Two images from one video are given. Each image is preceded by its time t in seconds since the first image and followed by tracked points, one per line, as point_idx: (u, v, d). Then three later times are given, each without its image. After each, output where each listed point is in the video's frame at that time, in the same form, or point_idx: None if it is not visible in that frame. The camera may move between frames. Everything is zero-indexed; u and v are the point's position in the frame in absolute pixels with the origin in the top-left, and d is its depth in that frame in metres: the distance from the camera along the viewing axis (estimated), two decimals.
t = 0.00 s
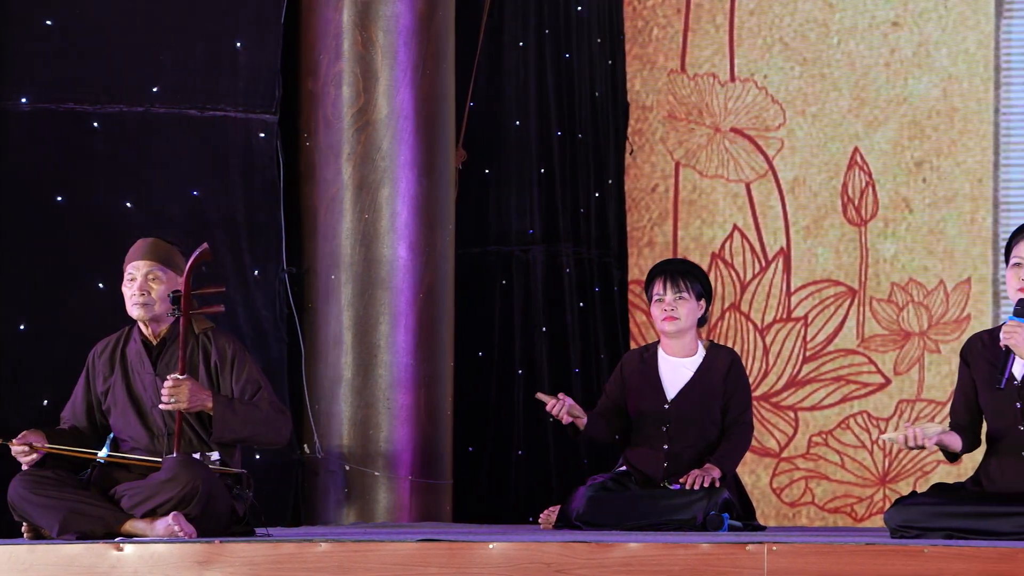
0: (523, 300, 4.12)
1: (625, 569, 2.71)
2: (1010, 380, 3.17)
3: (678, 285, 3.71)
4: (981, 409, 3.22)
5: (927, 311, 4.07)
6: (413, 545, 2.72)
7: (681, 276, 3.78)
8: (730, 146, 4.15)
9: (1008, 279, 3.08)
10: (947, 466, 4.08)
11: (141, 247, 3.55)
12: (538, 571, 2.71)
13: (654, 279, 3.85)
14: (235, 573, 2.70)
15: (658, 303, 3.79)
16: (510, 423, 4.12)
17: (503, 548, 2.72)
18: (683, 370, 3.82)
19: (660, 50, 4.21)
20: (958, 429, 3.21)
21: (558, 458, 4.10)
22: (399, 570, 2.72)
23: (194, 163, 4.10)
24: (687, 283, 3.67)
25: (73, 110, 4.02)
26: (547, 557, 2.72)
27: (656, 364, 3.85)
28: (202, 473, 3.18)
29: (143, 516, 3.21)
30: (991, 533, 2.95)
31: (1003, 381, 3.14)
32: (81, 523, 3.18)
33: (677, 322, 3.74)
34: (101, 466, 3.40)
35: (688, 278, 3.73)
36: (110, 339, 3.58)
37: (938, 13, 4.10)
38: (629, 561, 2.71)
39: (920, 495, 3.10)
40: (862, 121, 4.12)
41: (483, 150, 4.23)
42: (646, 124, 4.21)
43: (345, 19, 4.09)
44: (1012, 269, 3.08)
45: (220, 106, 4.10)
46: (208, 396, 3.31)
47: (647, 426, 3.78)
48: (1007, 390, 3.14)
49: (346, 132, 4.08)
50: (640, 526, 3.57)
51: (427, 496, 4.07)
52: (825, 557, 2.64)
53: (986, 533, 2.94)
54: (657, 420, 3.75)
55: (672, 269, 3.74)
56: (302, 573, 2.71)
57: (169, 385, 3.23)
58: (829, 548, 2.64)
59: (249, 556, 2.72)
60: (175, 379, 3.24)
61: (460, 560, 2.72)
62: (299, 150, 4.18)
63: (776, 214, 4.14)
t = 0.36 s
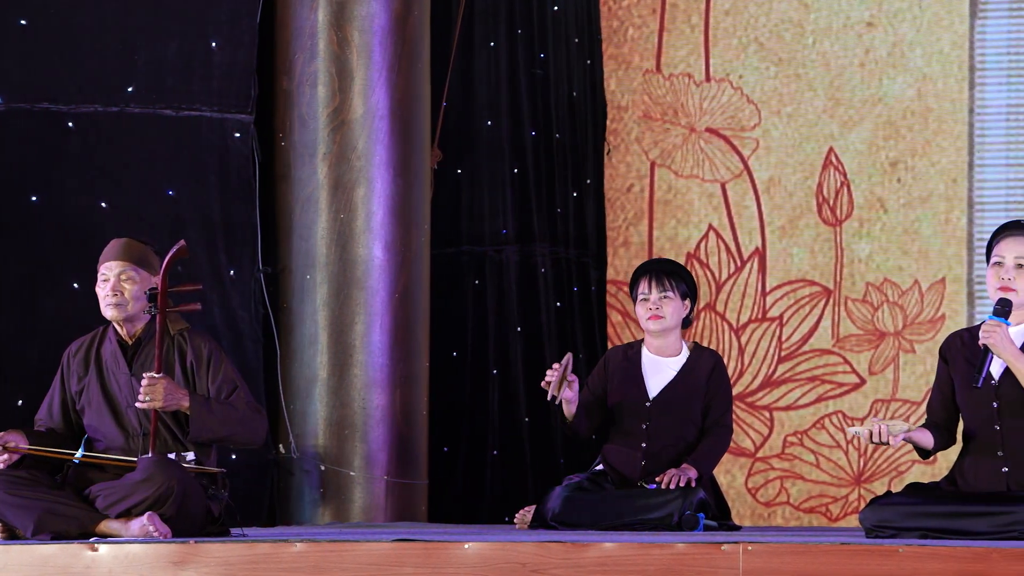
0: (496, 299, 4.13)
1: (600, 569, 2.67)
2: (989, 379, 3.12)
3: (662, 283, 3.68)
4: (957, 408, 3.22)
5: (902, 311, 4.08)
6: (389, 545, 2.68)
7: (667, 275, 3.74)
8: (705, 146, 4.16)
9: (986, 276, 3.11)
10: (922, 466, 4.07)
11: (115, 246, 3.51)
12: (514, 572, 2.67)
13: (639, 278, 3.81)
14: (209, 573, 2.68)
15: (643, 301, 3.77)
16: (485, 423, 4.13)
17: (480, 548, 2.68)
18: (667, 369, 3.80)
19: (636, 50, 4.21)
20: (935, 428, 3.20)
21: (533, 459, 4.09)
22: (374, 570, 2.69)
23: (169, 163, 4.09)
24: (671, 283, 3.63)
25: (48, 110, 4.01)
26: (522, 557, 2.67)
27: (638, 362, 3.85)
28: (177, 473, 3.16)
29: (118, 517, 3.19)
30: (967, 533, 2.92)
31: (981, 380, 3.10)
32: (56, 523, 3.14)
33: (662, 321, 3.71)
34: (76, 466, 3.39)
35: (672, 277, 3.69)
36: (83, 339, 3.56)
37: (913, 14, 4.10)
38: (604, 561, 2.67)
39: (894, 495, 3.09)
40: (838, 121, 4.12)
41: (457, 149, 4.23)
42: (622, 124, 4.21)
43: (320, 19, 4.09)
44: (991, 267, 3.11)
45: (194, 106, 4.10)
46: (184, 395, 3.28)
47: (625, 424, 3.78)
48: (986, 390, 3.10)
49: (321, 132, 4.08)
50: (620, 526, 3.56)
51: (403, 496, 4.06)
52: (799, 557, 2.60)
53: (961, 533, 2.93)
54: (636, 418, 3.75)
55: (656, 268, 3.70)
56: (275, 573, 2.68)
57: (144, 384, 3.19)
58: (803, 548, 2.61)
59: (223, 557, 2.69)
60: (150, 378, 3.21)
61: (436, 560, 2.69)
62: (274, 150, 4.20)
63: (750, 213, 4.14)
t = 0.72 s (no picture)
0: (474, 298, 4.14)
1: (580, 569, 2.65)
2: (972, 378, 3.14)
3: (648, 284, 3.65)
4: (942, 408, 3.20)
5: (881, 311, 4.08)
6: (368, 544, 2.67)
7: (651, 276, 3.73)
8: (685, 146, 4.17)
9: (972, 276, 3.14)
10: (901, 466, 4.07)
11: (94, 247, 3.47)
12: (493, 571, 2.66)
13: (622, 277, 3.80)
14: (188, 573, 2.66)
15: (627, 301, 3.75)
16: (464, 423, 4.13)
17: (458, 548, 2.69)
18: (648, 370, 3.81)
19: (615, 50, 4.21)
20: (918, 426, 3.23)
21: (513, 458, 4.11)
22: (354, 570, 2.68)
23: (148, 162, 4.08)
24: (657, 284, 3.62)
25: (26, 109, 4.00)
26: (500, 557, 2.66)
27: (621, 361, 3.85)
28: (155, 473, 3.16)
29: (97, 516, 3.15)
30: (947, 532, 2.93)
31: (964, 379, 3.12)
32: (35, 523, 3.10)
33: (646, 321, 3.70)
34: (54, 466, 3.36)
35: (658, 278, 3.67)
36: (62, 339, 3.55)
37: (891, 14, 4.11)
38: (584, 561, 2.65)
39: (873, 495, 3.10)
40: (817, 121, 4.12)
41: (435, 149, 4.23)
42: (601, 124, 4.22)
43: (299, 19, 4.08)
44: (977, 267, 3.15)
45: (173, 105, 4.10)
46: (162, 395, 3.28)
47: (606, 423, 3.79)
48: (969, 389, 3.12)
49: (300, 132, 4.07)
50: (598, 526, 3.56)
51: (382, 496, 4.06)
52: (779, 556, 2.58)
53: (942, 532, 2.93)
54: (618, 418, 3.75)
55: (642, 269, 3.69)
56: (253, 573, 2.67)
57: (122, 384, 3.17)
58: (782, 548, 2.58)
59: (202, 556, 2.68)
60: (129, 378, 3.18)
61: (414, 560, 2.68)
62: (254, 149, 4.19)
63: (730, 213, 4.14)
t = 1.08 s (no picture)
0: (451, 298, 4.13)
1: (557, 569, 2.65)
2: (945, 379, 3.14)
3: (615, 285, 3.68)
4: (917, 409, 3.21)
5: (858, 311, 4.09)
6: (346, 545, 2.65)
7: (619, 276, 3.74)
8: (662, 146, 4.17)
9: (944, 276, 3.14)
10: (878, 466, 4.07)
11: (70, 246, 3.45)
12: (470, 571, 2.66)
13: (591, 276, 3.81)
14: (165, 573, 2.65)
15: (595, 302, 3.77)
16: (441, 423, 4.14)
17: (435, 548, 2.68)
18: (619, 370, 3.83)
19: (592, 50, 4.21)
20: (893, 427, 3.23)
21: (490, 459, 4.11)
22: (331, 570, 2.67)
23: (125, 162, 4.08)
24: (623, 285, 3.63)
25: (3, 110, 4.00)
26: (478, 557, 2.66)
27: (592, 362, 3.87)
28: (132, 473, 3.14)
29: (74, 517, 3.15)
30: (923, 532, 2.93)
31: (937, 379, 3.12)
32: (10, 523, 3.11)
33: (614, 321, 3.72)
34: (29, 466, 3.31)
35: (625, 278, 3.68)
36: (38, 338, 3.53)
37: (868, 14, 4.11)
38: (561, 561, 2.65)
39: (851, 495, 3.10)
40: (793, 121, 4.13)
41: (413, 150, 4.24)
42: (578, 124, 4.22)
43: (276, 18, 4.08)
44: (948, 267, 3.14)
45: (150, 105, 4.09)
46: (139, 394, 3.25)
47: (580, 423, 3.79)
48: (941, 389, 3.13)
49: (277, 132, 4.07)
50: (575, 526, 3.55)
51: (359, 496, 4.06)
52: (755, 556, 2.59)
53: (918, 533, 2.93)
54: (593, 418, 3.76)
55: (609, 268, 3.70)
56: (230, 573, 2.65)
57: (99, 383, 3.14)
58: (758, 548, 2.59)
59: (179, 556, 2.67)
60: (105, 377, 3.16)
61: (392, 560, 2.67)
62: (230, 149, 4.19)
63: (706, 213, 4.15)
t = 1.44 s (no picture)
0: (426, 298, 4.13)
1: (531, 569, 2.66)
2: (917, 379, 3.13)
3: (585, 285, 3.68)
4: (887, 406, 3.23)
5: (832, 311, 4.09)
6: (319, 545, 2.66)
7: (590, 276, 3.75)
8: (636, 146, 4.16)
9: (914, 277, 3.12)
10: (851, 466, 4.10)
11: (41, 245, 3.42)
12: (444, 571, 2.68)
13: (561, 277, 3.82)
14: (139, 573, 2.66)
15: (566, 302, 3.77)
16: (415, 423, 4.15)
17: (409, 548, 2.69)
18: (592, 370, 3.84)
19: (567, 50, 4.21)
20: (861, 426, 3.22)
21: (463, 458, 4.12)
22: (305, 570, 2.68)
23: (98, 162, 4.07)
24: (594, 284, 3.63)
25: None
26: (452, 557, 2.68)
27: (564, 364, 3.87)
28: (105, 473, 3.12)
29: (47, 516, 3.12)
30: (896, 532, 2.94)
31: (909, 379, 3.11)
32: None
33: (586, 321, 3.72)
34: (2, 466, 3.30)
35: (597, 278, 3.68)
36: (10, 339, 3.50)
37: (842, 14, 4.11)
38: (535, 561, 2.66)
39: (823, 495, 3.10)
40: (767, 121, 4.13)
41: (388, 149, 4.23)
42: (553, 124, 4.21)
43: (250, 18, 4.07)
44: (918, 267, 3.13)
45: (123, 105, 4.08)
46: (112, 394, 3.21)
47: (553, 423, 3.79)
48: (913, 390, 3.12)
49: (251, 132, 4.07)
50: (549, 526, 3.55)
51: (333, 497, 4.06)
52: (730, 555, 2.61)
53: (891, 532, 2.94)
54: (566, 420, 3.76)
55: (580, 268, 3.70)
56: (203, 573, 2.66)
57: (70, 385, 3.11)
58: (732, 548, 2.61)
59: (153, 557, 2.68)
60: (77, 379, 3.12)
61: (366, 561, 2.67)
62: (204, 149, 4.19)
63: (681, 213, 4.15)
